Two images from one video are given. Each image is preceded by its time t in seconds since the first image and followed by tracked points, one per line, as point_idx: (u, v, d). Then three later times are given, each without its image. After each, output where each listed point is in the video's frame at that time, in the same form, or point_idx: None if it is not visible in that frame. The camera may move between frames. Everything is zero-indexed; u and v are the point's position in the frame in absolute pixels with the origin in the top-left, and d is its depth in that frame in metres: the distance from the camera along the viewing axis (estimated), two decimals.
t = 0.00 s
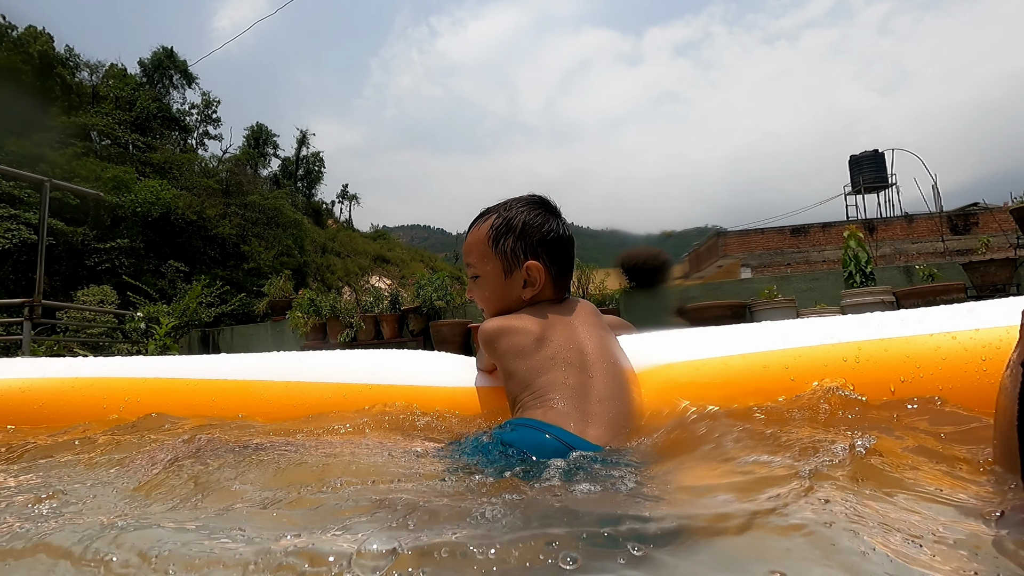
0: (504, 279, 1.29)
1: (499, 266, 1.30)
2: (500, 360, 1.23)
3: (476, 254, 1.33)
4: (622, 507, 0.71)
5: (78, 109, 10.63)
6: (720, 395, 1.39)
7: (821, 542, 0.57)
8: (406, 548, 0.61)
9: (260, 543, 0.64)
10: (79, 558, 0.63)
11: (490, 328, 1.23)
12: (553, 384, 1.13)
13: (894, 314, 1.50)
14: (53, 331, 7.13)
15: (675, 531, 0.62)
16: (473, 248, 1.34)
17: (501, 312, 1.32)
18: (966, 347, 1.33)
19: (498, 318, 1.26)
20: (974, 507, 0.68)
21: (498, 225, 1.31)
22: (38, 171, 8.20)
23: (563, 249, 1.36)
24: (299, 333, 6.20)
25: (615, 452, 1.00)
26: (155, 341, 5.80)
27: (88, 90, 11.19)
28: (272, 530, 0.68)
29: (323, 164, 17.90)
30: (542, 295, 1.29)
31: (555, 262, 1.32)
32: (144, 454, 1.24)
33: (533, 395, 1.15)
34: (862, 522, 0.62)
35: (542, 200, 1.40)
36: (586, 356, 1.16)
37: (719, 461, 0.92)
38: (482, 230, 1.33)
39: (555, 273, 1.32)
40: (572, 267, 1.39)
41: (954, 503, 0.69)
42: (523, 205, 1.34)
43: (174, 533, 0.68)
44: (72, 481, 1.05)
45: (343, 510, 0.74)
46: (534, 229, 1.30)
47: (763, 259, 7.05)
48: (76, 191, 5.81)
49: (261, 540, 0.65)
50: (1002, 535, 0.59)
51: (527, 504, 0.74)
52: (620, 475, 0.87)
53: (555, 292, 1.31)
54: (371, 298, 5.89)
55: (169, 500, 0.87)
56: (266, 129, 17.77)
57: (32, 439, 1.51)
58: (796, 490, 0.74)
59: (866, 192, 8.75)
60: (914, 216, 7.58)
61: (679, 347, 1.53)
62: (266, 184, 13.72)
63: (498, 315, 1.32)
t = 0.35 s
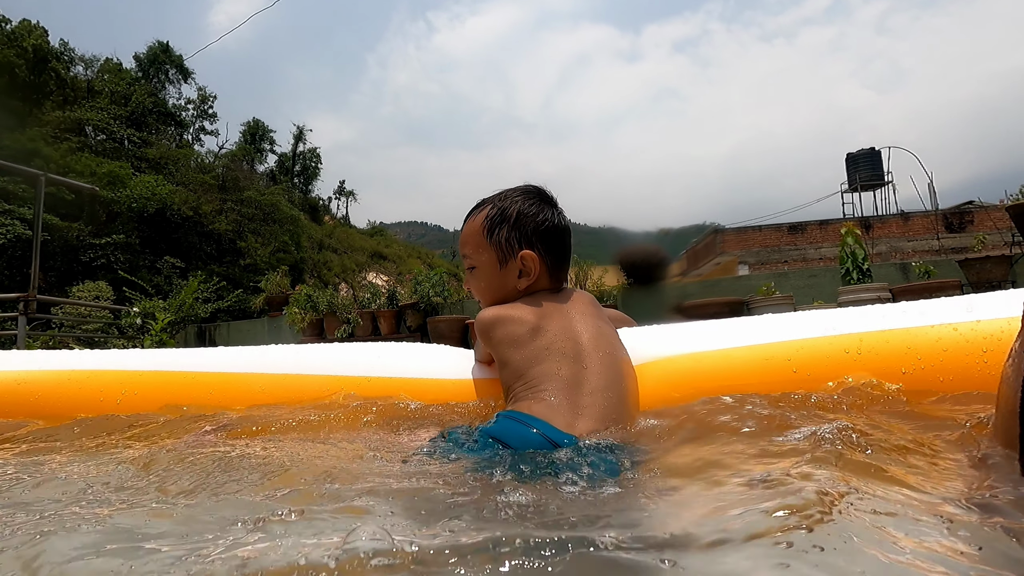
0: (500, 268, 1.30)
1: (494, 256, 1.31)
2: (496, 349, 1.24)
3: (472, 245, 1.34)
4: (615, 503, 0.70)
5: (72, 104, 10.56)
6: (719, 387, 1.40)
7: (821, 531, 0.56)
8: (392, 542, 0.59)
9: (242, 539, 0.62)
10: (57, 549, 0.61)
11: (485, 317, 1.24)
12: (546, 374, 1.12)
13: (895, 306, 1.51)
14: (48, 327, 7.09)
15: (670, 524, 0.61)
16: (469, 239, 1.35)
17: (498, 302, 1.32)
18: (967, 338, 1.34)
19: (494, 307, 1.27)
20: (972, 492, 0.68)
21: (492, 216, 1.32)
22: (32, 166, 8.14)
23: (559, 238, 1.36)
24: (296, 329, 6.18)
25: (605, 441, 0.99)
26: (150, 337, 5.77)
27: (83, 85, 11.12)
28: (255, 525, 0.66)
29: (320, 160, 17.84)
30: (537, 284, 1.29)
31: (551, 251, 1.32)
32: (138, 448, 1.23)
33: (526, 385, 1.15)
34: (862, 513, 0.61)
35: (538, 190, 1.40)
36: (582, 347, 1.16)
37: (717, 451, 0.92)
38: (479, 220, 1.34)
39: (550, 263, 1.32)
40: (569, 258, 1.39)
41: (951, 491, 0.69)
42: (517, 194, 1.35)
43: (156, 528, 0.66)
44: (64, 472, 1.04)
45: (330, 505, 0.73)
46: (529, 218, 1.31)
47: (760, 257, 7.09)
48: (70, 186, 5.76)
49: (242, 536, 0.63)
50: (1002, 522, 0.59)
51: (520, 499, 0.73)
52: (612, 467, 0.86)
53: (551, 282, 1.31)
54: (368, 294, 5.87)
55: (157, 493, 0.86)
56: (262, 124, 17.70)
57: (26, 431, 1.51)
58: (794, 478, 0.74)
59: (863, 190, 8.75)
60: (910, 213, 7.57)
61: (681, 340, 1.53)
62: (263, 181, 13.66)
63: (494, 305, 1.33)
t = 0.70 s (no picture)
0: (493, 263, 1.30)
1: (487, 251, 1.31)
2: (489, 343, 1.24)
3: (466, 239, 1.35)
4: (612, 506, 0.69)
5: (67, 99, 10.50)
6: (717, 384, 1.41)
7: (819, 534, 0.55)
8: (380, 554, 0.57)
9: (228, 549, 0.60)
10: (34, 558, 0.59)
11: (479, 311, 1.24)
12: (537, 371, 1.12)
13: (894, 305, 1.51)
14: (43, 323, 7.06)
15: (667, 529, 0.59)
16: (463, 234, 1.36)
17: (491, 297, 1.32)
18: (965, 337, 1.34)
19: (488, 301, 1.27)
20: (971, 479, 0.67)
21: (485, 210, 1.32)
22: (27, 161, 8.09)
23: (554, 232, 1.36)
24: (293, 325, 6.17)
25: (594, 437, 0.99)
26: (146, 333, 5.75)
27: (78, 80, 11.06)
28: (239, 534, 0.64)
29: (317, 156, 17.79)
30: (531, 278, 1.29)
31: (545, 245, 1.32)
32: (132, 445, 1.23)
33: (517, 380, 1.15)
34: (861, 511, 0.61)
35: (532, 183, 1.40)
36: (575, 344, 1.15)
37: (716, 448, 0.92)
38: (473, 214, 1.35)
39: (544, 258, 1.32)
40: (563, 253, 1.39)
41: (949, 479, 0.69)
42: (511, 189, 1.35)
43: (143, 535, 0.65)
44: (51, 471, 1.03)
45: (321, 510, 0.71)
46: (523, 212, 1.31)
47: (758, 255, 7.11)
48: (66, 182, 5.71)
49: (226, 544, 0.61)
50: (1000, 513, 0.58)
51: (512, 503, 0.71)
52: (604, 464, 0.86)
53: (544, 276, 1.31)
54: (365, 290, 5.87)
55: (145, 491, 0.85)
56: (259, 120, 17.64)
57: (21, 428, 1.50)
58: (791, 478, 0.73)
59: (859, 188, 8.76)
60: (906, 212, 7.59)
61: (680, 339, 1.53)
62: (259, 177, 13.61)
63: (488, 300, 1.33)
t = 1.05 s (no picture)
0: (491, 256, 1.30)
1: (486, 244, 1.31)
2: (485, 336, 1.24)
3: (464, 232, 1.35)
4: (609, 502, 0.68)
5: (62, 94, 10.46)
6: (716, 382, 1.41)
7: (817, 538, 0.55)
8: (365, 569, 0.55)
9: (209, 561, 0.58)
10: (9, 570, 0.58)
11: (475, 303, 1.24)
12: (531, 366, 1.13)
13: (893, 304, 1.52)
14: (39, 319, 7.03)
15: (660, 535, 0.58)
16: (461, 228, 1.36)
17: (490, 290, 1.32)
18: (964, 335, 1.34)
19: (486, 294, 1.27)
20: (968, 472, 0.67)
21: (483, 202, 1.33)
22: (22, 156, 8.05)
23: (552, 225, 1.36)
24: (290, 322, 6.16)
25: (588, 431, 0.99)
26: (143, 330, 5.73)
27: (73, 75, 11.01)
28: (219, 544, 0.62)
29: (314, 152, 17.72)
30: (529, 271, 1.29)
31: (544, 238, 1.32)
32: (128, 443, 1.23)
33: (512, 374, 1.15)
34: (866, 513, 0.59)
35: (530, 175, 1.40)
36: (571, 340, 1.15)
37: (717, 440, 0.92)
38: (472, 207, 1.35)
39: (543, 250, 1.32)
40: (563, 246, 1.39)
41: (947, 467, 0.69)
42: (509, 181, 1.35)
43: (144, 537, 0.65)
44: (45, 468, 1.02)
45: (323, 511, 0.71)
46: (521, 204, 1.31)
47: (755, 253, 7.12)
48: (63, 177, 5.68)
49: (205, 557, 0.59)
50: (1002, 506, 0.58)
51: (504, 505, 0.70)
52: (603, 459, 0.86)
53: (543, 269, 1.31)
54: (362, 287, 5.86)
55: (132, 491, 0.83)
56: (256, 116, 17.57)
57: (17, 425, 1.50)
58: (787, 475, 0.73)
59: (856, 187, 8.77)
60: (903, 210, 7.59)
61: (679, 336, 1.54)
62: (256, 173, 13.56)
63: (486, 293, 1.33)
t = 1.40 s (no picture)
0: (489, 250, 1.30)
1: (483, 237, 1.31)
2: (480, 330, 1.24)
3: (462, 226, 1.35)
4: (604, 497, 0.68)
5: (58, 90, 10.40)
6: (712, 378, 1.42)
7: (810, 539, 0.55)
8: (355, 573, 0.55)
9: (198, 562, 0.58)
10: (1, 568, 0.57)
11: (470, 297, 1.24)
12: (523, 363, 1.13)
13: (891, 299, 1.52)
14: (34, 315, 6.99)
15: (652, 537, 0.58)
16: (460, 220, 1.35)
17: (487, 284, 1.32)
18: (962, 331, 1.34)
19: (482, 287, 1.27)
20: (963, 466, 0.67)
21: (482, 195, 1.32)
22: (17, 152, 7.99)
23: (551, 217, 1.35)
24: (287, 319, 6.14)
25: (580, 425, 0.98)
26: (139, 327, 5.70)
27: (69, 70, 10.95)
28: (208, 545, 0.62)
29: (311, 149, 17.66)
30: (527, 264, 1.29)
31: (542, 230, 1.31)
32: (124, 441, 1.22)
33: (505, 370, 1.15)
34: (860, 510, 0.60)
35: (529, 167, 1.40)
36: (565, 337, 1.15)
37: (717, 432, 0.92)
38: (470, 199, 1.35)
39: (542, 243, 1.32)
40: (561, 239, 1.38)
41: (943, 461, 0.69)
42: (507, 174, 1.35)
43: (151, 536, 0.64)
44: (35, 463, 1.02)
45: (329, 508, 0.71)
46: (519, 196, 1.31)
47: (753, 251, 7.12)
48: (58, 173, 5.64)
49: (194, 558, 0.59)
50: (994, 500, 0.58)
51: (499, 500, 0.70)
52: (601, 452, 0.85)
53: (541, 263, 1.31)
54: (360, 284, 5.84)
55: (123, 487, 0.83)
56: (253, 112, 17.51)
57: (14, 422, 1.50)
58: (784, 471, 0.73)
59: (853, 185, 8.77)
60: (899, 209, 7.59)
61: (679, 332, 1.54)
62: (253, 169, 13.51)
63: (483, 286, 1.33)
